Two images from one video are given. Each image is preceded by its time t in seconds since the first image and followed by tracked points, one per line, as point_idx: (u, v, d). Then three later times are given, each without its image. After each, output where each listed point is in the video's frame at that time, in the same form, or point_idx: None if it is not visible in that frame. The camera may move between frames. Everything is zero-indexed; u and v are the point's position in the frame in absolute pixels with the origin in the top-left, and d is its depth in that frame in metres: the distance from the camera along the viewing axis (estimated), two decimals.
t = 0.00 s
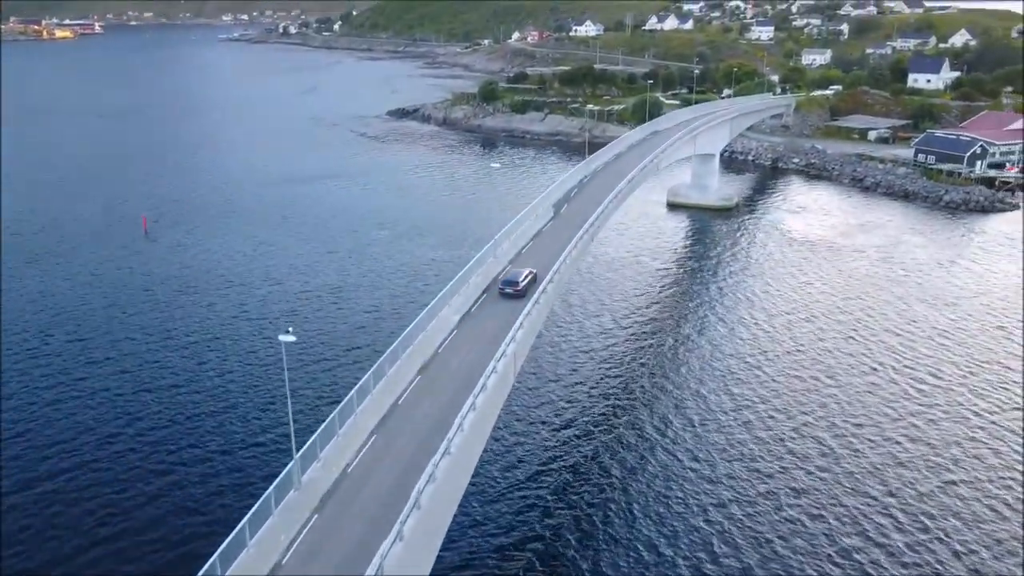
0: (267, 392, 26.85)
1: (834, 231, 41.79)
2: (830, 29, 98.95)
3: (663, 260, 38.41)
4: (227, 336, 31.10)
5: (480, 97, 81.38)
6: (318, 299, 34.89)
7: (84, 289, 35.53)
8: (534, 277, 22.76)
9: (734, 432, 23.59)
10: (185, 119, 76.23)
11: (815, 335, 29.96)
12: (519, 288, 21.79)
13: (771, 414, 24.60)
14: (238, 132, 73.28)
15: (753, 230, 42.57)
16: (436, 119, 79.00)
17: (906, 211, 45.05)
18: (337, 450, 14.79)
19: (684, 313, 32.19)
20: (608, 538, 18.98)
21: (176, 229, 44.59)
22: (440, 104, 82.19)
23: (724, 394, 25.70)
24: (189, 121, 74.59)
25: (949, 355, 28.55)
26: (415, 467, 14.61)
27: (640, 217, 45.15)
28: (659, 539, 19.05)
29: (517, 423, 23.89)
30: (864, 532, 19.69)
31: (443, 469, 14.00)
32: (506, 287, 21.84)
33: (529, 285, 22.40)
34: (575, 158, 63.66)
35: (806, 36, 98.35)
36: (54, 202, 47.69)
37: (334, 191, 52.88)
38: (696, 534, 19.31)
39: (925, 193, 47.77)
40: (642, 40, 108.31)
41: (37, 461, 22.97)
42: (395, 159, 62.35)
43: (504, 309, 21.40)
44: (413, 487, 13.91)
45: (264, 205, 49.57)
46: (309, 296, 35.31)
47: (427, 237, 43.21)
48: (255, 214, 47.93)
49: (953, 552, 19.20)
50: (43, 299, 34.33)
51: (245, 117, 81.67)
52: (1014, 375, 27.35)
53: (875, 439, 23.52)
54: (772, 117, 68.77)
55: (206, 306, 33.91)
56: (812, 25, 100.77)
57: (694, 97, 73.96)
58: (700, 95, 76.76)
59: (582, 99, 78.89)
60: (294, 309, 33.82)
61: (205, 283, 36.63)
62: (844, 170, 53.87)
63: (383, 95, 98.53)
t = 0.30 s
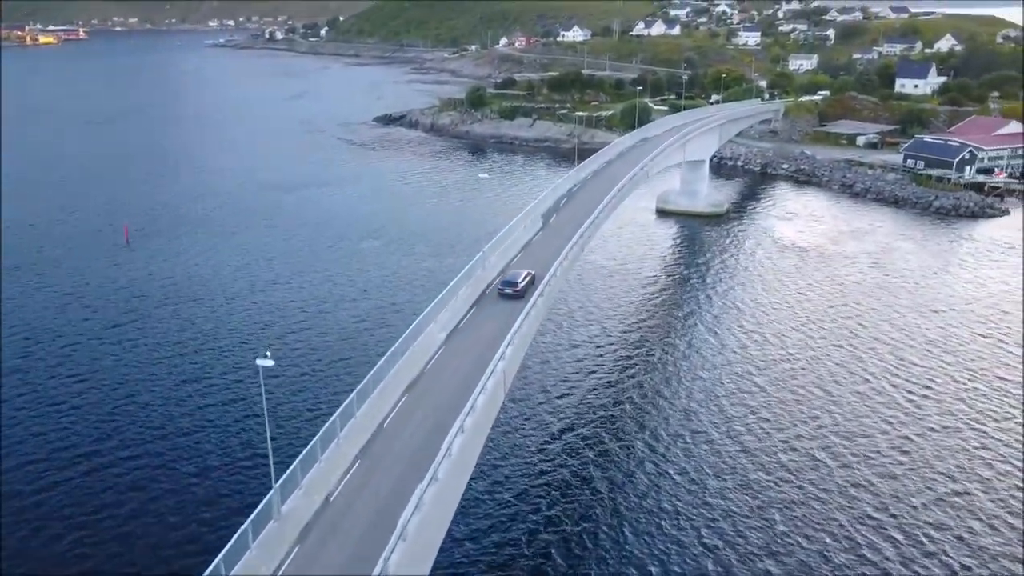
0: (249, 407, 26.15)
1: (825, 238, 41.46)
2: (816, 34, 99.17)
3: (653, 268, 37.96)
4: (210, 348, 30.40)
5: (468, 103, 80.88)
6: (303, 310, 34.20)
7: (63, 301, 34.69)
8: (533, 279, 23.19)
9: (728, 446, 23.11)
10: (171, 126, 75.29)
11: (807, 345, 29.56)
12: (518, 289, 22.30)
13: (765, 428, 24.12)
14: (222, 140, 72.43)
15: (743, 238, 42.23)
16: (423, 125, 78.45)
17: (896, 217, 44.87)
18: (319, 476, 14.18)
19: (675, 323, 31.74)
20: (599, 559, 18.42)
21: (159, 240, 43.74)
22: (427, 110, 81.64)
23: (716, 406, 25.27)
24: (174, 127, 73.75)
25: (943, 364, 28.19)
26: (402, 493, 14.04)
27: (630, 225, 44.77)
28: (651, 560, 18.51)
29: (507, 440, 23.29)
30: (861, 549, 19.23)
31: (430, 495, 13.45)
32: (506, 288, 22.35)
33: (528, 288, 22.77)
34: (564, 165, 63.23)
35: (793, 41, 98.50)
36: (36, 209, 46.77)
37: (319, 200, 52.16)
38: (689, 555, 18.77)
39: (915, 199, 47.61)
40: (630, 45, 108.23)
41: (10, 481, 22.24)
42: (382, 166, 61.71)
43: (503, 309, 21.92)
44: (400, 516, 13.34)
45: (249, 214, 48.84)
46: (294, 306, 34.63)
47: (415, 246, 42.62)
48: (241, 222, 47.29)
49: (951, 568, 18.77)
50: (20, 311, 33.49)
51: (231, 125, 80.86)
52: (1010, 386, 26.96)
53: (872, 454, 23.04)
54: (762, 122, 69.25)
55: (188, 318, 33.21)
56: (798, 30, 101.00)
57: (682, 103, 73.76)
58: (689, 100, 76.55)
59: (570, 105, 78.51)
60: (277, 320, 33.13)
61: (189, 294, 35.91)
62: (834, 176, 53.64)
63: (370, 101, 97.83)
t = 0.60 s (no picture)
0: (233, 422, 25.50)
1: (816, 244, 41.24)
2: (803, 39, 99.44)
3: (643, 276, 37.59)
4: (193, 360, 29.73)
5: (456, 109, 80.44)
6: (288, 320, 33.55)
7: (42, 313, 33.90)
8: (530, 279, 23.85)
9: (723, 462, 22.61)
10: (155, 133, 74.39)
11: (800, 354, 29.22)
12: (518, 290, 22.94)
13: (760, 441, 23.73)
14: (208, 147, 71.63)
15: (733, 244, 41.95)
16: (411, 131, 77.94)
17: (887, 223, 44.66)
18: (296, 507, 13.49)
19: (666, 332, 31.34)
20: None
21: (142, 249, 42.98)
22: (415, 116, 81.16)
23: (710, 418, 24.85)
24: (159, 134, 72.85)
25: (937, 374, 27.94)
26: (387, 523, 13.45)
27: (620, 232, 44.38)
28: None
29: (497, 455, 22.67)
30: (858, 567, 18.83)
31: (415, 528, 12.86)
32: (505, 288, 23.01)
33: (526, 288, 23.53)
34: (553, 171, 62.86)
35: (781, 46, 98.71)
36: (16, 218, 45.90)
37: (305, 208, 51.55)
38: None
39: (904, 204, 47.51)
40: (618, 51, 108.22)
41: None
42: (369, 173, 61.15)
43: (503, 310, 22.49)
44: (384, 549, 12.75)
45: (234, 223, 48.18)
46: (279, 316, 33.98)
47: (404, 255, 42.01)
48: (225, 230, 46.61)
49: None
50: None
51: (217, 131, 80.03)
52: (1008, 399, 26.52)
53: (871, 471, 22.53)
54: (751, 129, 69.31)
55: (171, 330, 32.53)
56: (785, 35, 101.28)
57: (671, 108, 73.61)
58: (678, 106, 76.44)
59: (558, 111, 78.22)
60: (262, 330, 32.48)
61: (172, 305, 35.20)
62: (823, 181, 53.50)
63: (358, 107, 97.26)
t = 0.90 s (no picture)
0: (215, 436, 24.79)
1: (808, 250, 40.94)
2: (790, 44, 99.57)
3: (634, 284, 37.15)
4: (174, 373, 28.99)
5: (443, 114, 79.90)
6: (273, 331, 32.85)
7: (19, 325, 33.03)
8: (528, 279, 24.14)
9: (718, 477, 22.12)
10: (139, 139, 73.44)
11: (794, 363, 28.81)
12: (516, 290, 23.18)
13: (756, 454, 23.27)
14: (192, 154, 70.77)
15: (723, 250, 41.60)
16: (398, 137, 77.33)
17: (878, 229, 44.47)
18: (277, 537, 12.87)
19: (657, 341, 30.87)
20: None
21: (124, 258, 42.18)
22: (402, 122, 80.56)
23: (704, 430, 24.38)
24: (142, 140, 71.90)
25: (933, 383, 27.61)
26: (373, 553, 12.91)
27: (611, 239, 43.95)
28: None
29: (488, 470, 22.08)
30: None
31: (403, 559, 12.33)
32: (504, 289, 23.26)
33: (524, 288, 23.83)
34: (541, 176, 62.38)
35: (768, 51, 98.77)
36: None
37: (291, 215, 50.86)
38: None
39: (895, 210, 47.36)
40: (606, 55, 108.01)
41: None
42: (356, 179, 60.52)
43: (502, 308, 22.82)
44: None
45: (218, 231, 47.43)
46: (264, 326, 33.28)
47: (392, 263, 41.41)
48: (209, 239, 45.86)
49: None
50: None
51: (201, 138, 79.15)
52: (1005, 408, 26.21)
53: (869, 485, 22.09)
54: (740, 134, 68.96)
55: (153, 341, 31.77)
56: (772, 39, 101.33)
57: (660, 113, 73.33)
58: (667, 110, 76.19)
59: (547, 116, 77.79)
60: (246, 341, 31.78)
61: (154, 316, 34.42)
62: (813, 186, 53.26)
63: (345, 112, 96.52)
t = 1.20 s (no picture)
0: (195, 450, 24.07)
1: (799, 256, 40.70)
2: (776, 48, 99.78)
3: (623, 291, 36.71)
4: (155, 385, 28.23)
5: (431, 119, 79.38)
6: (258, 340, 32.17)
7: None
8: (525, 280, 24.23)
9: (713, 491, 21.66)
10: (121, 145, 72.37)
11: (786, 372, 28.46)
12: (514, 291, 23.27)
13: (751, 467, 22.82)
14: (176, 161, 69.83)
15: (713, 256, 41.26)
16: (385, 142, 76.76)
17: (868, 234, 44.30)
18: (256, 568, 12.29)
19: (648, 349, 30.40)
20: None
21: (105, 268, 41.34)
22: (389, 127, 79.97)
23: (697, 442, 23.92)
24: (124, 147, 70.88)
25: (926, 391, 27.30)
26: None
27: (600, 246, 43.52)
28: None
29: (480, 486, 21.50)
30: None
31: None
32: (501, 290, 23.37)
33: (521, 289, 23.96)
34: (529, 182, 61.90)
35: (754, 55, 98.98)
36: None
37: (277, 222, 50.18)
38: None
39: (885, 214, 47.23)
40: (593, 60, 107.97)
41: None
42: (343, 186, 59.86)
43: (500, 309, 22.94)
44: None
45: (203, 239, 46.64)
46: (249, 336, 32.58)
47: (380, 271, 40.82)
48: (193, 247, 45.12)
49: None
50: None
51: (185, 144, 78.18)
52: (1003, 416, 25.92)
53: (870, 497, 21.66)
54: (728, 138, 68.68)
55: (134, 353, 30.97)
56: (758, 45, 101.63)
57: (648, 118, 73.07)
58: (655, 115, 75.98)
59: (534, 121, 77.44)
60: (230, 352, 31.04)
61: (135, 327, 33.62)
62: (803, 191, 53.05)
63: (330, 117, 95.81)
